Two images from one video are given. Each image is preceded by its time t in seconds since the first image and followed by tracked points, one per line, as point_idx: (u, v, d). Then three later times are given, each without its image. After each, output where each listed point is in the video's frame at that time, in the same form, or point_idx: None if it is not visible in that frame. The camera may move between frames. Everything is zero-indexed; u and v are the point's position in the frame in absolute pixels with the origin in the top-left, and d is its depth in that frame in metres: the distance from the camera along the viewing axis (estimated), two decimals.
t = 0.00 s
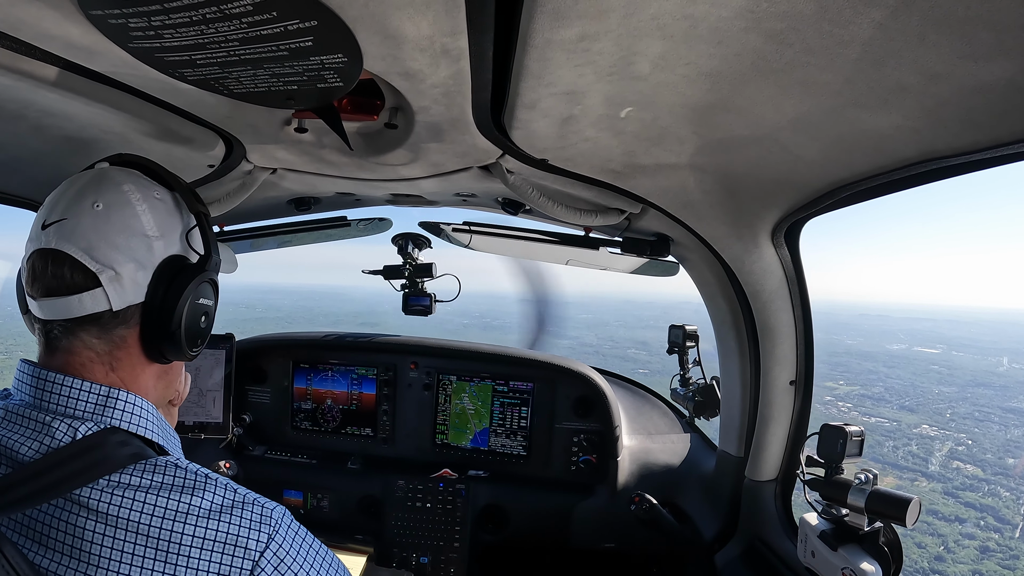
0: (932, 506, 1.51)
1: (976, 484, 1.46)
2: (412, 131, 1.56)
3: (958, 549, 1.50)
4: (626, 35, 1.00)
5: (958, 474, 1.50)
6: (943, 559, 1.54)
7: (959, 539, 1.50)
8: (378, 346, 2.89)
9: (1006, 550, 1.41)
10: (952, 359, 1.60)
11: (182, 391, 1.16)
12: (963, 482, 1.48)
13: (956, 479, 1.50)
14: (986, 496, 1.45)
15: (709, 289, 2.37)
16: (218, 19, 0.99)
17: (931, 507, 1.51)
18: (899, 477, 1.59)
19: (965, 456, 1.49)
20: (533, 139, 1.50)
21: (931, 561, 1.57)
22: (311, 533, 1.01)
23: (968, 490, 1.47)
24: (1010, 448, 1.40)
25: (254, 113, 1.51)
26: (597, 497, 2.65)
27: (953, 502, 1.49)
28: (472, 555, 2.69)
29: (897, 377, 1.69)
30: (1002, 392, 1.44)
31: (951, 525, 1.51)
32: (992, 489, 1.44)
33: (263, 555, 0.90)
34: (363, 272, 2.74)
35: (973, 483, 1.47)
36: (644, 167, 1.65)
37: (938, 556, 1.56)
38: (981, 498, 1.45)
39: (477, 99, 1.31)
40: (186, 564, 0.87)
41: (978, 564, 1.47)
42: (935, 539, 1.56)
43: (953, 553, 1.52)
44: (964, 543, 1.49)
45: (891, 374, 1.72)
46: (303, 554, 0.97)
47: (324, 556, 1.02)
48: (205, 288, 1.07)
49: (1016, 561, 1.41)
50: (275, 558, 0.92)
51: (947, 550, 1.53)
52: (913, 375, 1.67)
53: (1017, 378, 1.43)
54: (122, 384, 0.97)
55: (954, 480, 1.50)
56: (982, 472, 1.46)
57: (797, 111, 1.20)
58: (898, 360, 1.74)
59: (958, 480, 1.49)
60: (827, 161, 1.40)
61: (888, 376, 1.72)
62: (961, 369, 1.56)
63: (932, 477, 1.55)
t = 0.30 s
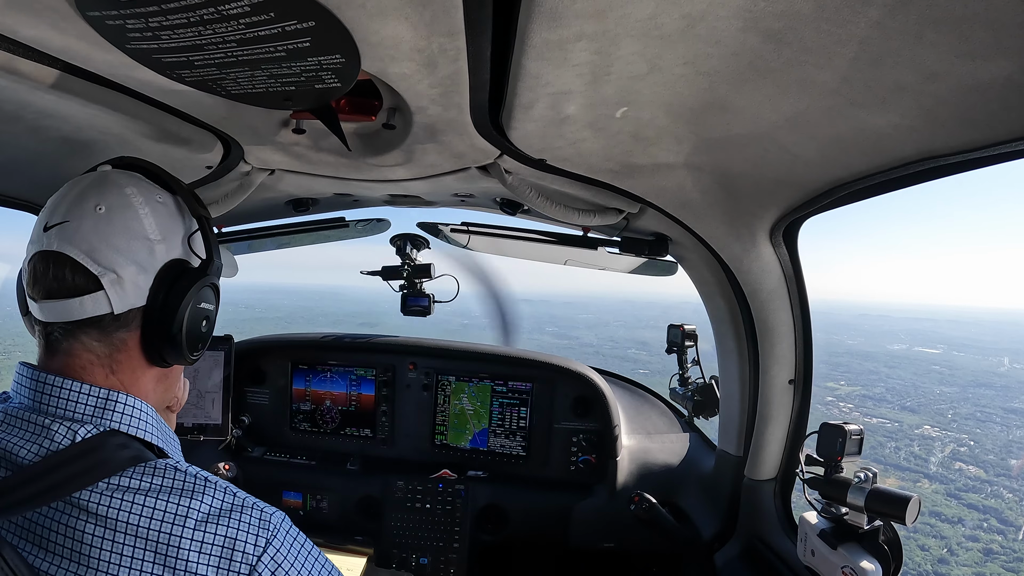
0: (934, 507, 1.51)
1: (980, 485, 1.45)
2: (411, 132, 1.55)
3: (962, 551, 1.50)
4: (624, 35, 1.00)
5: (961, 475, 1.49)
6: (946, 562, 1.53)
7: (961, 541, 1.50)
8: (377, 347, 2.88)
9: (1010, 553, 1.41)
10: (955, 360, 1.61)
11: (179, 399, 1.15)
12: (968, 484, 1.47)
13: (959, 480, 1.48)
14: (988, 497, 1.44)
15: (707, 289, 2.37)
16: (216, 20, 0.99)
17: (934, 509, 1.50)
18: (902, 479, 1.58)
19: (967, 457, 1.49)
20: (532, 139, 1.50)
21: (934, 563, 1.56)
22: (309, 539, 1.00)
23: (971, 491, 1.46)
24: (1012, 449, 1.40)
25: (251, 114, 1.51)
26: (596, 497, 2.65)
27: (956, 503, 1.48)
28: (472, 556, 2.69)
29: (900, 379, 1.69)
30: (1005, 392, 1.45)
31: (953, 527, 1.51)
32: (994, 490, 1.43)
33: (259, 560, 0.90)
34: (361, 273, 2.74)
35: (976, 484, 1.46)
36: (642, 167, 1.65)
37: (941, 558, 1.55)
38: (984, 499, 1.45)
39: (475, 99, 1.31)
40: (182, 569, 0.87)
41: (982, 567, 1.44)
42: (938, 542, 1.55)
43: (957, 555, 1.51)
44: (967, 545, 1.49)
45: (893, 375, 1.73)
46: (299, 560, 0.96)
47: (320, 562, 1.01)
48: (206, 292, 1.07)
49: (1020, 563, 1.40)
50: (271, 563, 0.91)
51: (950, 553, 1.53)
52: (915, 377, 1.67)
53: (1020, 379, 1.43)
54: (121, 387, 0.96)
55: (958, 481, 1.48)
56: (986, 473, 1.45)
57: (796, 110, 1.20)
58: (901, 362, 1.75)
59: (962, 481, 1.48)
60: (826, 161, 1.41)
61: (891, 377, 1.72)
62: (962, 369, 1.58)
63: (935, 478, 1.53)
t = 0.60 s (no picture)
0: (937, 508, 1.53)
1: (982, 486, 1.46)
2: (409, 133, 1.55)
3: (965, 553, 1.49)
4: (622, 34, 1.00)
5: (963, 476, 1.50)
6: (949, 564, 1.52)
7: (965, 544, 1.49)
8: (378, 349, 2.89)
9: (1014, 554, 1.41)
10: (956, 359, 1.60)
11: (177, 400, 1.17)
12: (969, 484, 1.48)
13: (961, 481, 1.50)
14: (991, 498, 1.44)
15: (707, 288, 2.37)
16: (215, 23, 0.99)
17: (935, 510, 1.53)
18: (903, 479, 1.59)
19: (969, 458, 1.49)
20: (531, 139, 1.50)
21: (937, 565, 1.55)
22: (290, 543, 0.98)
23: (973, 493, 1.47)
24: (1013, 450, 1.41)
25: (250, 117, 1.51)
26: (598, 497, 2.65)
27: (958, 504, 1.50)
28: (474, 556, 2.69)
29: (901, 379, 1.69)
30: (1006, 392, 1.44)
31: (957, 528, 1.50)
32: (997, 492, 1.43)
33: (230, 562, 0.88)
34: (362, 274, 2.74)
35: (978, 486, 1.48)
36: (641, 167, 1.65)
37: (944, 561, 1.54)
38: (987, 501, 1.45)
39: (473, 99, 1.31)
40: (160, 562, 0.87)
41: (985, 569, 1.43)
42: (942, 544, 1.54)
43: (960, 558, 1.50)
44: (971, 548, 1.47)
45: (894, 375, 1.72)
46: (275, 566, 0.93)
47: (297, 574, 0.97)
48: (196, 296, 1.07)
49: None
50: (242, 567, 0.89)
51: (953, 555, 1.51)
52: (916, 376, 1.66)
53: (1021, 378, 1.42)
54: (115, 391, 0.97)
55: (960, 482, 1.50)
56: (988, 475, 1.45)
57: (794, 108, 1.20)
58: (902, 361, 1.74)
59: (964, 483, 1.50)
60: (825, 159, 1.40)
61: (892, 376, 1.72)
62: (963, 369, 1.57)
63: (937, 479, 1.55)
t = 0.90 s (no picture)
0: (941, 510, 1.52)
1: (985, 487, 1.45)
2: (411, 132, 1.56)
3: (969, 556, 1.48)
4: (624, 35, 1.00)
5: (966, 477, 1.49)
6: (953, 567, 1.52)
7: (968, 546, 1.48)
8: (379, 347, 2.89)
9: (1017, 556, 1.41)
10: (956, 359, 1.60)
11: (162, 397, 1.21)
12: (973, 485, 1.47)
13: (965, 481, 1.48)
14: (994, 499, 1.43)
15: (709, 289, 2.36)
16: (217, 21, 0.99)
17: (939, 511, 1.51)
18: (905, 481, 1.59)
19: (971, 459, 1.48)
20: (533, 139, 1.50)
21: (941, 568, 1.55)
22: (261, 538, 1.00)
23: (976, 494, 1.47)
24: (1015, 450, 1.40)
25: (252, 115, 1.51)
26: (599, 497, 2.65)
27: (961, 506, 1.48)
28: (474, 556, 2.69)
29: (902, 379, 1.68)
30: (1007, 393, 1.44)
31: (960, 531, 1.50)
32: (1000, 493, 1.43)
33: (208, 550, 0.90)
34: (363, 273, 2.75)
35: (980, 486, 1.46)
36: (643, 167, 1.65)
37: (948, 564, 1.53)
38: (990, 502, 1.44)
39: (476, 99, 1.31)
40: (141, 546, 0.88)
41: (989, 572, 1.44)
42: (945, 547, 1.54)
43: (964, 560, 1.49)
44: (974, 550, 1.47)
45: (894, 374, 1.71)
46: (246, 560, 0.96)
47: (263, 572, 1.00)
48: (177, 296, 1.07)
49: None
50: (219, 556, 0.91)
51: (957, 558, 1.51)
52: (917, 376, 1.65)
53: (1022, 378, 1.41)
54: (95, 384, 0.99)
55: (963, 483, 1.49)
56: (991, 476, 1.44)
57: (797, 109, 1.20)
58: (902, 361, 1.73)
59: (967, 483, 1.48)
60: (827, 160, 1.40)
61: (892, 376, 1.71)
62: (964, 369, 1.56)
63: (939, 480, 1.54)
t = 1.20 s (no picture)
0: (944, 511, 1.52)
1: (988, 489, 1.45)
2: (413, 132, 1.56)
3: (973, 559, 1.48)
4: (627, 36, 1.00)
5: (969, 478, 1.48)
6: (956, 570, 1.52)
7: (972, 548, 1.48)
8: (379, 346, 2.89)
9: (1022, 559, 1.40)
10: (956, 359, 1.60)
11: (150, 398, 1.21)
12: (975, 487, 1.47)
13: (967, 483, 1.48)
14: (997, 501, 1.43)
15: (709, 290, 2.36)
16: (220, 19, 0.99)
17: (943, 513, 1.52)
18: (909, 483, 1.58)
19: (974, 460, 1.48)
20: (534, 139, 1.50)
21: (945, 572, 1.54)
22: (261, 538, 1.02)
23: (979, 496, 1.46)
24: (1018, 451, 1.39)
25: (255, 113, 1.51)
26: (597, 498, 2.65)
27: (964, 508, 1.48)
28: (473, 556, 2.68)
29: (903, 379, 1.68)
30: (1009, 394, 1.43)
31: (964, 532, 1.49)
32: (1003, 494, 1.43)
33: (212, 554, 0.92)
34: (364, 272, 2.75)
35: (986, 489, 1.46)
36: (644, 168, 1.65)
37: (952, 567, 1.53)
38: (993, 504, 1.44)
39: (478, 99, 1.31)
40: (143, 551, 0.89)
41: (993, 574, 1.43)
42: (948, 549, 1.53)
43: (967, 563, 1.49)
44: (979, 552, 1.46)
45: (896, 375, 1.71)
46: (246, 558, 0.98)
47: (263, 568, 1.02)
48: (165, 295, 1.06)
49: None
50: (222, 558, 0.93)
51: (961, 561, 1.51)
52: (918, 377, 1.65)
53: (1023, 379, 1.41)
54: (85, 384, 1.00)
55: (966, 484, 1.48)
56: (993, 477, 1.44)
57: (799, 112, 1.20)
58: (903, 362, 1.73)
59: (969, 485, 1.48)
60: (829, 162, 1.40)
61: (893, 377, 1.71)
62: (965, 370, 1.56)
63: (944, 482, 1.51)
